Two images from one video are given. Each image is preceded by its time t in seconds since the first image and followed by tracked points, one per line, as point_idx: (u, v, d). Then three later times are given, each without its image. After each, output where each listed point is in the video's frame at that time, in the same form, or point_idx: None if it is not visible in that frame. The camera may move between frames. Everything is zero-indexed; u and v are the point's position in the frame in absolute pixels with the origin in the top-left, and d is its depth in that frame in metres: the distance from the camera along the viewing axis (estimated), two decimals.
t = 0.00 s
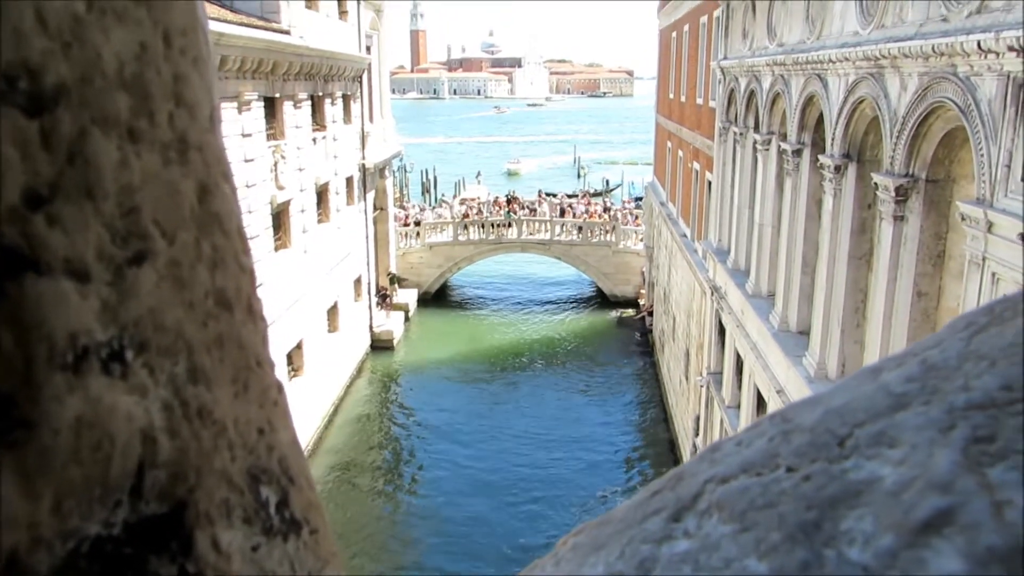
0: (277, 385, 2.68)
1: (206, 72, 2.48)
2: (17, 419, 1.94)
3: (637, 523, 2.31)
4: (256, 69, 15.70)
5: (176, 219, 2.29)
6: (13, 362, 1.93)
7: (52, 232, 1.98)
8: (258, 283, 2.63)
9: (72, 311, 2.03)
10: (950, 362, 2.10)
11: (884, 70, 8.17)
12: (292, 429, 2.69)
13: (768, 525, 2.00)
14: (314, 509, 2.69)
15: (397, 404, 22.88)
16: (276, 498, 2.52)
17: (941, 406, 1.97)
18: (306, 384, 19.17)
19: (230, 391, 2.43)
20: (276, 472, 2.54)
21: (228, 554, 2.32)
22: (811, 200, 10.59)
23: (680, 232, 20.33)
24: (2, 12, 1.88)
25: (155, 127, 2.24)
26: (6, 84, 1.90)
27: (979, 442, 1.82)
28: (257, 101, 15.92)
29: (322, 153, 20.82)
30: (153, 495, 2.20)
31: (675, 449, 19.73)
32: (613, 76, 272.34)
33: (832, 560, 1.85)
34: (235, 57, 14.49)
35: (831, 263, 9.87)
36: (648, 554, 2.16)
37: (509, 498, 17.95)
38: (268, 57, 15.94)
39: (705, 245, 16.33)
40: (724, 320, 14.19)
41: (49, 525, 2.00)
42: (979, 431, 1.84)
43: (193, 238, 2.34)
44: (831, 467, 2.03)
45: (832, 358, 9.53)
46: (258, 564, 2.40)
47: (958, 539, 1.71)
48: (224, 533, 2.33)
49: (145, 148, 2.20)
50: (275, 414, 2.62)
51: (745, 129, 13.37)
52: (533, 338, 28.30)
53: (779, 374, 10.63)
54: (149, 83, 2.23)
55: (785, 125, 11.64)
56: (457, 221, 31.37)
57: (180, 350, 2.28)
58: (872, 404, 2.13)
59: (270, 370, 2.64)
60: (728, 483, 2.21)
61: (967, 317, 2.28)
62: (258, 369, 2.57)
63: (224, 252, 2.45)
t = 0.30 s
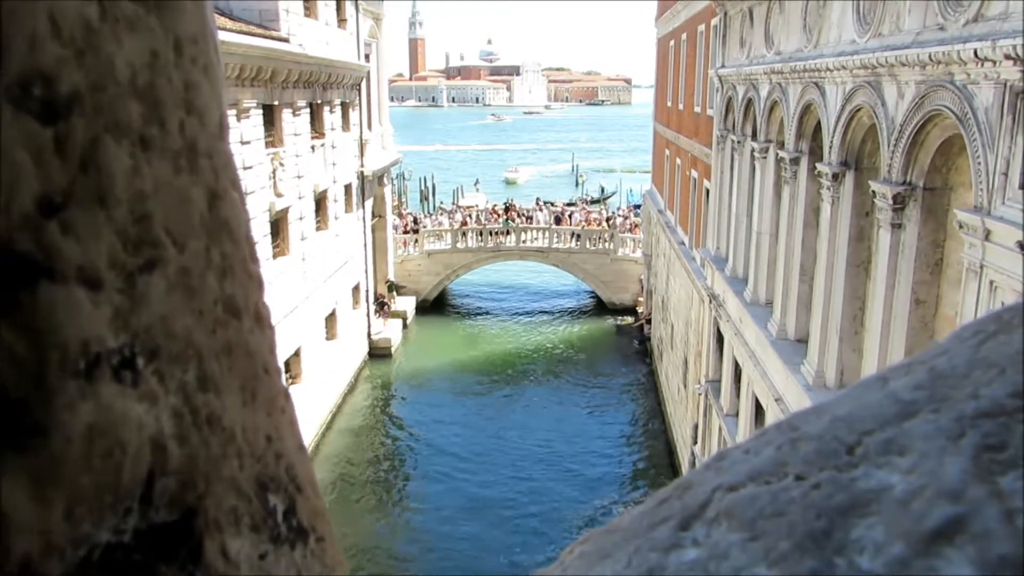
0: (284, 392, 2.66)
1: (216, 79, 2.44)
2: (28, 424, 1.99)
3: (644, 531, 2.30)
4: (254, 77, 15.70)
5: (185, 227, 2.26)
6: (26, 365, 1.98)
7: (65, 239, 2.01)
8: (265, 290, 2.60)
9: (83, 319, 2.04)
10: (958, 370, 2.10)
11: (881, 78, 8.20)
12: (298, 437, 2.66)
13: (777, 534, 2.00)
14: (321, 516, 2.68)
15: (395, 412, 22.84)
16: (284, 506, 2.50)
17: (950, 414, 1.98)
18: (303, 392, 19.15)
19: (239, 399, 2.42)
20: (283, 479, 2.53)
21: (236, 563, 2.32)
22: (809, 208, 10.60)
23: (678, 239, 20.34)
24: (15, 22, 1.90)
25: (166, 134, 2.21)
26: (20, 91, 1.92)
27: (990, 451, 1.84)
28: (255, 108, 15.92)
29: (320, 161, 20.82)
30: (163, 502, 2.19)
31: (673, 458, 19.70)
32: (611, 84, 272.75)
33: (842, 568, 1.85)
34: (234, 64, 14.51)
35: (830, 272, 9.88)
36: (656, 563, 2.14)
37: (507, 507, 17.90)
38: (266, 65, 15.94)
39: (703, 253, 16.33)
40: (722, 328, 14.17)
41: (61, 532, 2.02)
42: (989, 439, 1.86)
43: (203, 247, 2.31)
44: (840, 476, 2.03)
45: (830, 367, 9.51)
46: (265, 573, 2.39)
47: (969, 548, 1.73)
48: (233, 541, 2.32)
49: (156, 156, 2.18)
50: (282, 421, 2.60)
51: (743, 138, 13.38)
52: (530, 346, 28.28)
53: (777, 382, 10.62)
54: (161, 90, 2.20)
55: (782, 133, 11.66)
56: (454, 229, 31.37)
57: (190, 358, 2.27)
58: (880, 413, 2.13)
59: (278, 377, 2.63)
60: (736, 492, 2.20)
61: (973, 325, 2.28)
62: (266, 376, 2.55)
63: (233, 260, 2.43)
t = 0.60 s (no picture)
0: (268, 404, 2.66)
1: (202, 94, 2.44)
2: (7, 437, 1.94)
3: (626, 544, 2.29)
4: (254, 87, 15.73)
5: (169, 240, 2.25)
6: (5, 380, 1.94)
7: (46, 253, 1.98)
8: (250, 303, 2.60)
9: (63, 333, 2.02)
10: (939, 382, 2.10)
11: (878, 89, 8.24)
12: (283, 450, 2.66)
13: (758, 546, 1.98)
14: (305, 528, 2.66)
15: (393, 422, 22.80)
16: (267, 518, 2.49)
17: (929, 426, 1.98)
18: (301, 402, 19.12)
19: (222, 411, 2.41)
20: (266, 492, 2.52)
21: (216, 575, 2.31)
22: (806, 218, 10.63)
23: (676, 250, 20.37)
24: None
25: (150, 147, 2.19)
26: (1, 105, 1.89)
27: (967, 463, 1.84)
28: (254, 119, 15.95)
29: (319, 171, 20.85)
30: (143, 514, 2.17)
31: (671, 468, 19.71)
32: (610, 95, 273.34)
33: None
34: (234, 75, 14.55)
35: (827, 282, 9.89)
36: None
37: (504, 518, 17.84)
38: (266, 75, 15.96)
39: (701, 263, 16.36)
40: (720, 339, 14.17)
41: (38, 545, 1.99)
42: (967, 452, 1.86)
43: (186, 258, 2.31)
44: (820, 488, 2.03)
45: (828, 377, 9.51)
46: None
47: (946, 560, 1.73)
48: (214, 553, 2.31)
49: (139, 169, 2.16)
50: (266, 433, 2.59)
51: (740, 148, 13.41)
52: (529, 356, 28.26)
53: (775, 393, 10.61)
54: (145, 106, 2.18)
55: (779, 144, 11.69)
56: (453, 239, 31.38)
57: (171, 370, 2.26)
58: (862, 424, 2.13)
59: (262, 390, 2.62)
60: (719, 504, 2.19)
61: (956, 336, 2.28)
62: (250, 389, 2.55)
63: (217, 274, 2.43)
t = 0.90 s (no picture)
0: (259, 414, 2.66)
1: (195, 104, 2.46)
2: None
3: (617, 553, 2.29)
4: (251, 97, 15.74)
5: (160, 248, 2.25)
6: None
7: (37, 261, 1.96)
8: (242, 312, 2.60)
9: (51, 341, 1.98)
10: (926, 393, 2.11)
11: (874, 100, 8.27)
12: (273, 459, 2.66)
13: (746, 555, 1.98)
14: (296, 538, 2.64)
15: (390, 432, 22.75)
16: (258, 527, 2.49)
17: (917, 436, 1.98)
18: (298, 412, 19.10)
19: (213, 420, 2.40)
20: (258, 501, 2.50)
21: None
22: (803, 229, 10.65)
23: (673, 260, 20.38)
24: None
25: (142, 157, 2.20)
26: None
27: (953, 472, 1.83)
28: (252, 128, 15.97)
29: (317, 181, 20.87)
30: (133, 524, 2.15)
31: (669, 478, 19.67)
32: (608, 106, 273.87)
33: None
34: (231, 86, 14.57)
35: (824, 292, 9.90)
36: None
37: (499, 529, 17.76)
38: (264, 85, 15.99)
39: (698, 273, 16.38)
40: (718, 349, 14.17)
41: (26, 554, 1.95)
42: (952, 460, 1.85)
43: (178, 268, 2.31)
44: (808, 497, 2.03)
45: (825, 387, 9.52)
46: None
47: (932, 567, 1.70)
48: (204, 562, 2.29)
49: (130, 179, 2.16)
50: (258, 442, 2.59)
51: (737, 159, 13.44)
52: (526, 366, 28.24)
53: (772, 403, 10.62)
54: (137, 115, 2.20)
55: (776, 154, 11.72)
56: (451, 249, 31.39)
57: (164, 378, 2.25)
58: (850, 434, 2.14)
59: (253, 399, 2.62)
60: (708, 513, 2.20)
61: (944, 347, 2.28)
62: (241, 399, 2.54)
63: (208, 281, 2.43)
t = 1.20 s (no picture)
0: (259, 419, 2.62)
1: (196, 109, 2.42)
2: None
3: (618, 559, 2.27)
4: (249, 108, 15.77)
5: (161, 252, 2.22)
6: None
7: (38, 264, 1.93)
8: (242, 317, 2.56)
9: (53, 343, 1.97)
10: (927, 397, 2.10)
11: (870, 112, 8.32)
12: (273, 464, 2.61)
13: (748, 559, 1.97)
14: (295, 543, 2.61)
15: (387, 443, 22.69)
16: (257, 533, 2.44)
17: (918, 440, 1.98)
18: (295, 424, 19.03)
19: (213, 425, 2.36)
20: (258, 506, 2.46)
21: None
22: (801, 239, 10.64)
23: (671, 271, 20.39)
24: None
25: (143, 162, 2.16)
26: None
27: (956, 477, 1.84)
28: (250, 140, 15.99)
29: (315, 192, 20.89)
30: (133, 528, 2.11)
31: (667, 489, 19.58)
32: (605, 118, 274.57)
33: None
34: (229, 97, 14.58)
35: (822, 302, 9.89)
36: None
37: (496, 541, 17.68)
38: (262, 97, 16.01)
39: (696, 284, 16.38)
40: (716, 360, 14.15)
41: (25, 555, 1.93)
42: (954, 465, 1.86)
43: (178, 273, 2.27)
44: (810, 501, 2.02)
45: (823, 399, 9.51)
46: None
47: (933, 573, 1.72)
48: (203, 567, 2.24)
49: (131, 183, 2.13)
50: (257, 448, 2.55)
51: (735, 170, 13.47)
52: (524, 377, 28.20)
53: (770, 414, 10.61)
54: (138, 120, 2.16)
55: (773, 165, 11.74)
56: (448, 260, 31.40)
57: (163, 383, 2.21)
58: (850, 438, 2.13)
59: (254, 404, 2.58)
60: (709, 518, 2.18)
61: (944, 352, 2.27)
62: (240, 404, 2.50)
63: (209, 287, 2.39)
